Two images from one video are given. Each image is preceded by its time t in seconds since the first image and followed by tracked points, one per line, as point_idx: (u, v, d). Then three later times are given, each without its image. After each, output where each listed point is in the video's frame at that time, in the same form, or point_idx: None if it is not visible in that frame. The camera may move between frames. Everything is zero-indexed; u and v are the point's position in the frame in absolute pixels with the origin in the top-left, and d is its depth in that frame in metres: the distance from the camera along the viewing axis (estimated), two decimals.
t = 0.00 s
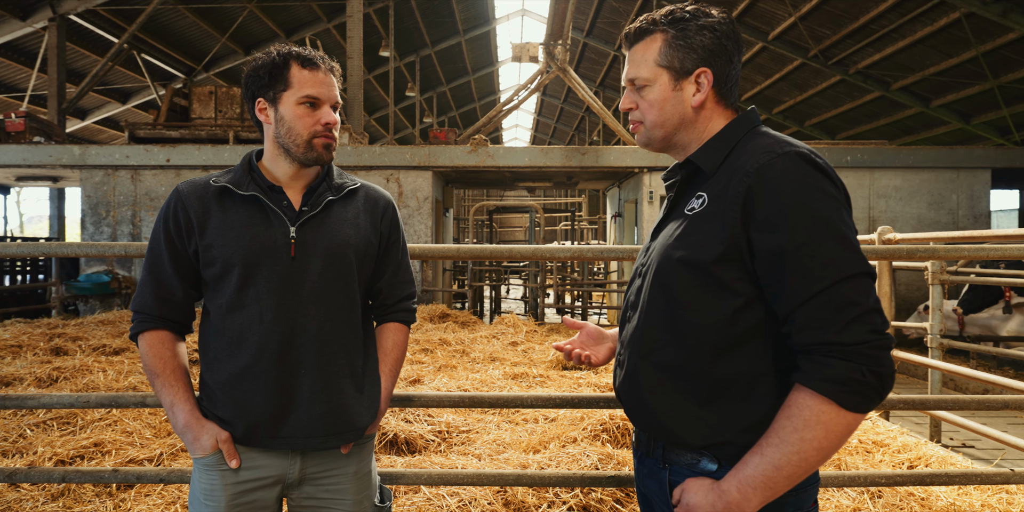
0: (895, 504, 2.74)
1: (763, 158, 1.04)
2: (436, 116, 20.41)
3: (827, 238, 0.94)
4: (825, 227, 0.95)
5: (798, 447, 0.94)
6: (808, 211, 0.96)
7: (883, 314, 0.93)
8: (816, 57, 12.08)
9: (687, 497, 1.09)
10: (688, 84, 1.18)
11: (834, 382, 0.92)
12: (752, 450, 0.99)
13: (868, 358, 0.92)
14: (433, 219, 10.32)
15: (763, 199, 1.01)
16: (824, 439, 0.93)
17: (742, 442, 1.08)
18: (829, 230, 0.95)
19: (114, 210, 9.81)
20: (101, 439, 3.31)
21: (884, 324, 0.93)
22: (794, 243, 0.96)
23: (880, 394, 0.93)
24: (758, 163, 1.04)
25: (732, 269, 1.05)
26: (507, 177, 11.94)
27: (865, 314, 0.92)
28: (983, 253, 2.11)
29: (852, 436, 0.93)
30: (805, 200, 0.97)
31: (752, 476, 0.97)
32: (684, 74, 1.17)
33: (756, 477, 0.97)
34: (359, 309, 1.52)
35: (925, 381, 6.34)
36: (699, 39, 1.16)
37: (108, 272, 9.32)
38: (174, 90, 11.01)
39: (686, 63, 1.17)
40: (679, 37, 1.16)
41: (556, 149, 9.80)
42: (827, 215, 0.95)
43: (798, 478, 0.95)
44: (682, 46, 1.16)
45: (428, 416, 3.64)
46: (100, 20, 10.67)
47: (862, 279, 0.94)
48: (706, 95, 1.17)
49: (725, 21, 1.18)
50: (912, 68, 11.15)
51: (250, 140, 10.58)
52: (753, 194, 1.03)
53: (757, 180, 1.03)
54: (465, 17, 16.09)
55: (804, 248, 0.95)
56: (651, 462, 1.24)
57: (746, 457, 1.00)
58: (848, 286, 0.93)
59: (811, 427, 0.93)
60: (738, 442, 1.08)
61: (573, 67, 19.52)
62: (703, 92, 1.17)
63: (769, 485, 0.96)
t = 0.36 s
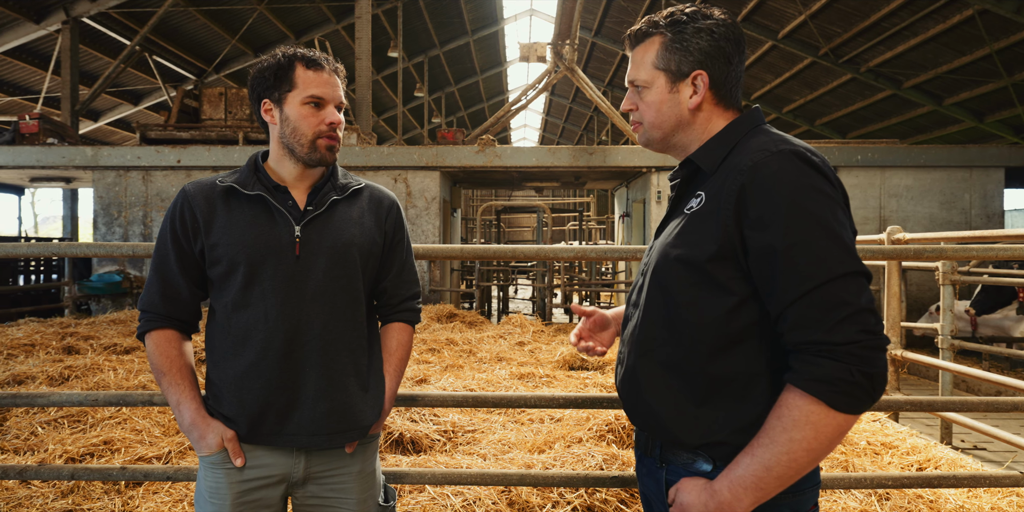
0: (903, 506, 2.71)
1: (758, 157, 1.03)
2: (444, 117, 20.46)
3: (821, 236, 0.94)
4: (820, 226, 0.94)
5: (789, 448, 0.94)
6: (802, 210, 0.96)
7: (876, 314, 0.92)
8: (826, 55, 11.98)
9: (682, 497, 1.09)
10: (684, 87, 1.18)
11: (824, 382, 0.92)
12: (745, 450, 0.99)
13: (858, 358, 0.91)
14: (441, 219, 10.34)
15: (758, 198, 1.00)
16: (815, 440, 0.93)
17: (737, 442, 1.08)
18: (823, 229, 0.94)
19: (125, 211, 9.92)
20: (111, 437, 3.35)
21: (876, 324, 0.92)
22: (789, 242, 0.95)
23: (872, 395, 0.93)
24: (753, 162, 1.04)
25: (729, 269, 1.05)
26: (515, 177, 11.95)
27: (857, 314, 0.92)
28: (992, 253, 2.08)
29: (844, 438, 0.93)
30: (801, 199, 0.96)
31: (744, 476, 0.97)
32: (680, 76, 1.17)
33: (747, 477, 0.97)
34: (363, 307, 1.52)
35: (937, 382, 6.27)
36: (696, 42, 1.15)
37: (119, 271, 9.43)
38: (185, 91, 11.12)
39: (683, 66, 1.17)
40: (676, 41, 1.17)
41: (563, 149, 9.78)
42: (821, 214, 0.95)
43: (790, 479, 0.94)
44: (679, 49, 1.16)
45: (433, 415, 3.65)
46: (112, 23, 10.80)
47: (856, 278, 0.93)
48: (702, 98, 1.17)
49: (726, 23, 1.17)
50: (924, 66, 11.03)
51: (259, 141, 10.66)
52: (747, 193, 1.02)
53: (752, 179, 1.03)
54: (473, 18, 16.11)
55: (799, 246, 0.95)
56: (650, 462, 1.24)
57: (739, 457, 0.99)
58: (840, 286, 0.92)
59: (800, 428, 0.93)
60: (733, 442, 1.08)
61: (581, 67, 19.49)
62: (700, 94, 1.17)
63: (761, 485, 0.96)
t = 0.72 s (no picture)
0: (907, 507, 2.70)
1: (761, 158, 1.03)
2: (448, 117, 20.47)
3: (825, 237, 0.93)
4: (823, 226, 0.94)
5: (794, 448, 0.93)
6: (805, 210, 0.95)
7: (881, 315, 0.92)
8: (831, 55, 11.93)
9: (684, 497, 1.09)
10: (682, 86, 1.17)
11: (832, 384, 0.91)
12: (749, 451, 0.99)
13: (865, 360, 0.91)
14: (444, 219, 10.35)
15: (760, 199, 1.00)
16: (820, 441, 0.93)
17: (739, 442, 1.07)
18: (826, 229, 0.94)
19: (130, 211, 9.96)
20: (114, 436, 3.36)
21: (881, 325, 0.92)
22: (791, 243, 0.95)
23: (878, 397, 0.92)
24: (756, 163, 1.03)
25: (730, 270, 1.05)
26: (518, 177, 11.95)
27: (863, 315, 0.91)
28: (996, 253, 2.07)
29: (849, 440, 0.92)
30: (804, 199, 0.96)
31: (747, 477, 0.97)
32: (678, 75, 1.17)
33: (751, 477, 0.96)
34: (365, 305, 1.52)
35: (942, 383, 6.24)
36: (692, 41, 1.15)
37: (124, 271, 9.47)
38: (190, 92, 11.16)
39: (680, 65, 1.16)
40: (674, 40, 1.16)
41: (567, 149, 9.77)
42: (824, 214, 0.94)
43: (794, 479, 0.94)
44: (676, 48, 1.16)
45: (436, 415, 3.65)
46: (117, 24, 10.86)
47: (860, 279, 0.93)
48: (700, 97, 1.17)
49: (724, 19, 1.16)
50: (930, 65, 10.98)
51: (263, 141, 10.69)
52: (750, 194, 1.02)
53: (755, 180, 1.02)
54: (476, 18, 16.10)
55: (803, 247, 0.94)
56: (651, 461, 1.24)
57: (742, 458, 0.99)
58: (845, 287, 0.92)
59: (807, 429, 0.93)
60: (734, 443, 1.07)
61: (585, 67, 19.47)
62: (698, 93, 1.17)
63: (766, 485, 0.95)
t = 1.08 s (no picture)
0: (910, 509, 2.68)
1: (753, 153, 1.02)
2: (451, 117, 20.49)
3: (819, 232, 0.93)
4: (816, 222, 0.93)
5: (794, 447, 0.93)
6: (799, 206, 0.94)
7: (878, 310, 0.91)
8: (835, 54, 11.88)
9: (684, 499, 1.08)
10: (672, 82, 1.17)
11: (830, 379, 0.90)
12: (748, 451, 0.98)
13: (862, 354, 0.90)
14: (447, 219, 10.35)
15: (752, 195, 1.00)
16: (820, 438, 0.92)
17: (740, 443, 1.06)
18: (820, 226, 0.93)
19: (134, 211, 10.00)
20: (114, 435, 3.37)
21: (879, 319, 0.91)
22: (784, 239, 0.94)
23: (876, 392, 0.91)
24: (748, 158, 1.03)
25: (724, 267, 1.04)
26: (521, 177, 11.94)
27: (859, 309, 0.90)
28: (999, 253, 2.05)
29: (848, 436, 0.92)
30: (797, 194, 0.95)
31: (748, 477, 0.96)
32: (669, 71, 1.16)
33: (752, 478, 0.95)
34: (363, 304, 1.52)
35: (946, 384, 6.20)
36: (685, 37, 1.15)
37: (128, 271, 9.51)
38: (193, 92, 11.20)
39: (672, 61, 1.16)
40: (667, 35, 1.15)
41: (569, 149, 9.74)
42: (818, 210, 0.94)
43: (794, 479, 0.93)
44: (668, 43, 1.15)
45: (436, 415, 3.65)
46: (122, 24, 10.91)
47: (855, 273, 0.92)
48: (690, 94, 1.16)
49: (715, 19, 1.16)
50: (936, 64, 10.91)
51: (266, 141, 10.71)
52: (742, 191, 1.01)
53: (747, 176, 1.01)
54: (480, 18, 16.10)
55: (798, 244, 0.93)
56: (648, 463, 1.23)
57: (742, 458, 0.98)
58: (839, 282, 0.91)
59: (806, 426, 0.92)
60: (735, 443, 1.06)
61: (588, 66, 19.45)
62: (687, 90, 1.16)
63: (766, 485, 0.94)
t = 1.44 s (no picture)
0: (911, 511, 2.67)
1: (739, 152, 1.02)
2: (454, 117, 20.50)
3: (802, 233, 0.92)
4: (802, 223, 0.92)
5: (770, 448, 0.92)
6: (785, 207, 0.94)
7: (858, 313, 0.90)
8: (839, 53, 11.84)
9: (668, 498, 1.08)
10: (673, 79, 1.16)
11: (805, 381, 0.90)
12: (728, 452, 0.97)
13: (837, 357, 0.89)
14: (448, 218, 10.34)
15: (738, 195, 0.99)
16: (796, 441, 0.91)
17: (723, 444, 1.06)
18: (807, 227, 0.92)
19: (137, 211, 10.02)
20: (114, 435, 3.38)
21: (858, 322, 0.90)
22: (765, 239, 0.94)
23: (853, 395, 0.90)
24: (732, 158, 1.02)
25: (711, 267, 1.03)
26: (523, 177, 11.94)
27: (838, 311, 0.89)
28: (1001, 252, 2.03)
29: (827, 439, 0.91)
30: (784, 194, 0.94)
31: (726, 478, 0.95)
32: (670, 68, 1.16)
33: (730, 478, 0.95)
34: (360, 307, 1.52)
35: (949, 385, 6.17)
36: (687, 34, 1.14)
37: (131, 271, 9.52)
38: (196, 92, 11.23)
39: (673, 57, 1.15)
40: (668, 31, 1.15)
41: (571, 149, 9.72)
42: (806, 212, 0.93)
43: (773, 480, 0.92)
44: (670, 40, 1.15)
45: (436, 415, 3.65)
46: (125, 25, 10.94)
47: (836, 274, 0.91)
48: (690, 91, 1.16)
49: (716, 18, 1.16)
50: (939, 63, 10.87)
51: (268, 141, 10.72)
52: (726, 191, 1.01)
53: (732, 175, 1.01)
54: (482, 18, 16.10)
55: (783, 243, 0.92)
56: (640, 462, 1.22)
57: (722, 459, 0.98)
58: (821, 282, 0.90)
59: (781, 428, 0.91)
60: (719, 443, 1.06)
61: (591, 66, 19.44)
62: (689, 86, 1.16)
63: (743, 486, 0.94)
